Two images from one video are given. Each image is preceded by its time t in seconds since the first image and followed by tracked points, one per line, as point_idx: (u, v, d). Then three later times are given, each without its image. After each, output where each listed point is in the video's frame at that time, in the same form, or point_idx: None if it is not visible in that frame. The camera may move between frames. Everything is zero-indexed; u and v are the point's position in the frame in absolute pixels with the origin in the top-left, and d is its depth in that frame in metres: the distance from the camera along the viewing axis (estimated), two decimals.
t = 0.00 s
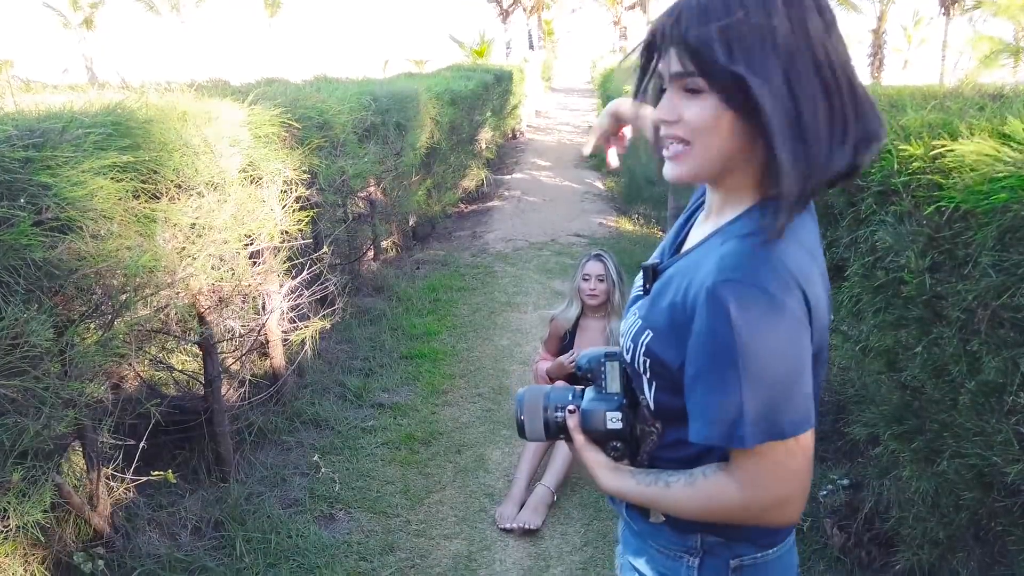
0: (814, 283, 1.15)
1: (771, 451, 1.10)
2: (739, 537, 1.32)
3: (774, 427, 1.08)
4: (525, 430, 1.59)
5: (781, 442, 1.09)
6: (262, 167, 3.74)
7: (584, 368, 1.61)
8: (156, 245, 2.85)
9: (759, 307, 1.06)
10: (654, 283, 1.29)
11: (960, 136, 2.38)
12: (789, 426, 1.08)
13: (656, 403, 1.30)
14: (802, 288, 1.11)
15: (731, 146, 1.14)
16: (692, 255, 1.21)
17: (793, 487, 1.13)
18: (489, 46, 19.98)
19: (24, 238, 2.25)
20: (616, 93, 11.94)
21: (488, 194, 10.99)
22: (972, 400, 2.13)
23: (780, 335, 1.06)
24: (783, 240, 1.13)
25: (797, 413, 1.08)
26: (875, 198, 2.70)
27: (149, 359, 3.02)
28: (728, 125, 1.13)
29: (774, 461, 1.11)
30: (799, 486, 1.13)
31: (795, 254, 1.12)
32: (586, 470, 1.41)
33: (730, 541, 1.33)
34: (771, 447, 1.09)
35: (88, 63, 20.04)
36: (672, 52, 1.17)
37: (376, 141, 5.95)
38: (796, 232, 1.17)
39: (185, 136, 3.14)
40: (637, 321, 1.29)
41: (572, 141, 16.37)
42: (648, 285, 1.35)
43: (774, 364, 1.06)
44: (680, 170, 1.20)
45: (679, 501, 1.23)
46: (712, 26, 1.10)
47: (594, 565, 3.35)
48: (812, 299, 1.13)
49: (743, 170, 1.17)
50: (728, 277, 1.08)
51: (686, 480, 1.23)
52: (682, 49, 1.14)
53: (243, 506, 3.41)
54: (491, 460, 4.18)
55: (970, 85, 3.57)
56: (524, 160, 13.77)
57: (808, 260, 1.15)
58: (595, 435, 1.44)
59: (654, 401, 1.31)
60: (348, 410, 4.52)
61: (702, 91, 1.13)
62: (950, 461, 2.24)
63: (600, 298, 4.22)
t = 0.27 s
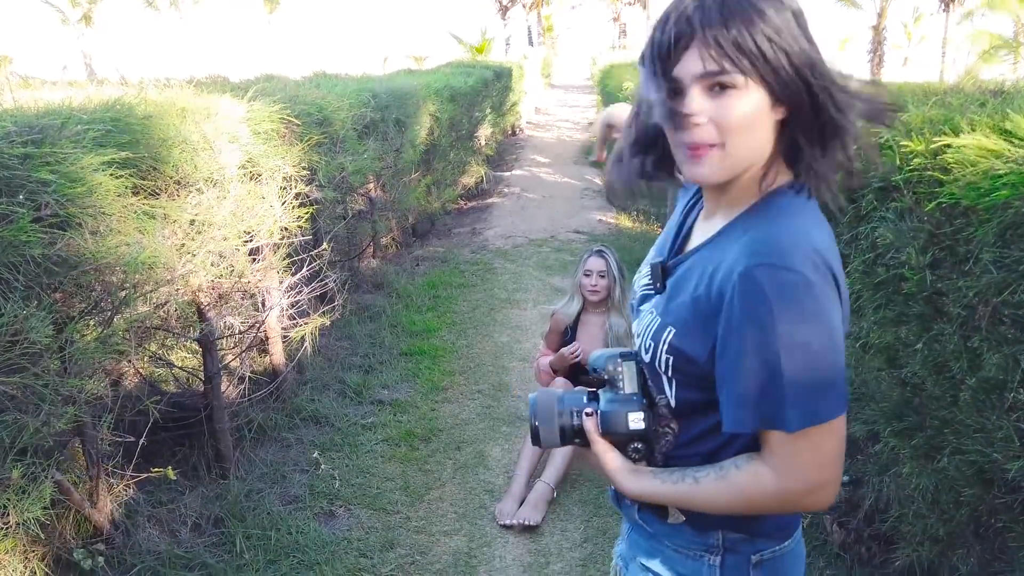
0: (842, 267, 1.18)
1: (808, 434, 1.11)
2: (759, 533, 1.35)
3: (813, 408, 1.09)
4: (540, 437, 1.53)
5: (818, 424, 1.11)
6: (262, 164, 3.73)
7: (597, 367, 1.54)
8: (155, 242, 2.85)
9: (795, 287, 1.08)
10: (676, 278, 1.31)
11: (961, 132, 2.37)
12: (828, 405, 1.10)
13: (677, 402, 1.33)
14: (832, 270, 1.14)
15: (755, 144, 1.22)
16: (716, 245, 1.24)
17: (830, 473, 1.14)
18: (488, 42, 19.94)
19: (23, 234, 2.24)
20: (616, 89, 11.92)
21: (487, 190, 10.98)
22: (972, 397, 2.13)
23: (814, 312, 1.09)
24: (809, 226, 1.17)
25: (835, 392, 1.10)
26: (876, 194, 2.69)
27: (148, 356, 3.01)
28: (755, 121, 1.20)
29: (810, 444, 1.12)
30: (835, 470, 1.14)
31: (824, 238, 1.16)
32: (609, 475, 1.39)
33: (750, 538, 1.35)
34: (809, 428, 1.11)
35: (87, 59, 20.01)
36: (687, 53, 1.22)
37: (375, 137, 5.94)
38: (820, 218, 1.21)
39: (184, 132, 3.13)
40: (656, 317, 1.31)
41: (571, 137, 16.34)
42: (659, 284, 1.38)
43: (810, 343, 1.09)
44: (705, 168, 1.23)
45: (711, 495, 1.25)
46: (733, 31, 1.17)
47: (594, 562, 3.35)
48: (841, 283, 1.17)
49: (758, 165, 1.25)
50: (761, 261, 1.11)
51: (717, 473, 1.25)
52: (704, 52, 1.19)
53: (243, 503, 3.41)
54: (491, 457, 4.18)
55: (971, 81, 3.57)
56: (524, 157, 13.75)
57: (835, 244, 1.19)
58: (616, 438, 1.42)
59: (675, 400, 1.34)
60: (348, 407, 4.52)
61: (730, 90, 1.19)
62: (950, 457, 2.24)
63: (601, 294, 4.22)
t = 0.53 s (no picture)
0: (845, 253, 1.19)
1: (810, 414, 1.12)
2: (755, 524, 1.35)
3: (816, 387, 1.10)
4: (541, 430, 1.50)
5: (821, 404, 1.11)
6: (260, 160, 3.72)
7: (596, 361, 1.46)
8: (154, 238, 2.83)
9: (799, 266, 1.10)
10: (680, 266, 1.32)
11: (961, 127, 2.36)
12: (831, 385, 1.11)
13: (681, 388, 1.34)
14: (837, 253, 1.15)
15: (753, 139, 1.25)
16: (720, 230, 1.25)
17: (832, 455, 1.14)
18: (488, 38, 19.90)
19: (20, 230, 2.23)
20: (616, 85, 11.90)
21: (487, 186, 10.97)
22: (971, 392, 2.13)
23: (818, 293, 1.10)
24: (814, 210, 1.18)
25: (838, 373, 1.11)
26: (875, 189, 2.69)
27: (147, 352, 3.01)
28: (752, 117, 1.24)
29: (812, 425, 1.13)
30: (837, 452, 1.15)
31: (827, 222, 1.17)
32: (611, 467, 1.37)
33: (747, 530, 1.35)
34: (812, 407, 1.12)
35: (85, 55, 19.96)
36: (681, 57, 1.26)
37: (374, 133, 5.93)
38: (822, 204, 1.23)
39: (183, 127, 3.12)
40: (661, 303, 1.32)
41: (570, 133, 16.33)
42: (665, 271, 1.40)
43: (814, 322, 1.10)
44: (709, 165, 1.26)
45: (712, 479, 1.25)
46: (723, 31, 1.21)
47: (593, 557, 3.36)
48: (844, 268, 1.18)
49: (757, 159, 1.28)
50: (766, 241, 1.13)
51: (718, 458, 1.25)
52: (699, 54, 1.23)
53: (242, 499, 3.42)
54: (490, 452, 4.18)
55: (970, 77, 3.56)
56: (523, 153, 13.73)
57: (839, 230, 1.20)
58: (617, 431, 1.39)
59: (679, 385, 1.35)
60: (347, 403, 4.52)
61: (728, 87, 1.23)
62: (949, 453, 2.24)
63: (602, 289, 4.22)
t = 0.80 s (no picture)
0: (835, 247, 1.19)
1: (796, 405, 1.12)
2: (746, 517, 1.35)
3: (802, 378, 1.10)
4: (537, 424, 1.54)
5: (807, 395, 1.11)
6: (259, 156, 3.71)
7: (591, 357, 1.50)
8: (151, 234, 2.82)
9: (786, 258, 1.09)
10: (671, 262, 1.32)
11: (959, 123, 2.36)
12: (817, 377, 1.10)
13: (673, 381, 1.34)
14: (824, 246, 1.15)
15: (752, 130, 1.25)
16: (710, 224, 1.25)
17: (819, 446, 1.14)
18: (487, 33, 19.86)
19: (17, 225, 2.23)
20: (615, 81, 11.89)
21: (486, 183, 10.96)
22: (969, 388, 2.13)
23: (803, 284, 1.09)
24: (803, 203, 1.18)
25: (824, 365, 1.11)
26: (874, 185, 2.68)
27: (145, 348, 3.01)
28: (753, 108, 1.23)
29: (799, 416, 1.12)
30: (825, 443, 1.14)
31: (816, 215, 1.17)
32: (605, 460, 1.39)
33: (740, 522, 1.35)
34: (798, 399, 1.11)
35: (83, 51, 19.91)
36: (691, 39, 1.25)
37: (373, 129, 5.92)
38: (812, 198, 1.22)
39: (180, 123, 3.11)
40: (652, 298, 1.32)
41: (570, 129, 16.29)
42: (658, 266, 1.39)
43: (800, 314, 1.09)
44: (705, 151, 1.26)
45: (702, 472, 1.24)
46: (736, 18, 1.20)
47: (591, 553, 3.36)
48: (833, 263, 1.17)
49: (754, 151, 1.28)
50: (753, 232, 1.13)
51: (708, 451, 1.25)
52: (709, 38, 1.22)
53: (241, 495, 3.42)
54: (489, 449, 4.18)
55: (969, 72, 3.55)
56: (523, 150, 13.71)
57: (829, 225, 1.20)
58: (610, 424, 1.41)
59: (671, 379, 1.35)
60: (345, 399, 4.52)
61: (734, 76, 1.22)
62: (947, 449, 2.24)
63: (602, 286, 4.22)
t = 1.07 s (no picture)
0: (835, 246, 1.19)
1: (789, 404, 1.12)
2: (738, 514, 1.34)
3: (796, 377, 1.10)
4: (531, 412, 1.54)
5: (800, 394, 1.11)
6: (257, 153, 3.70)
7: (590, 347, 1.49)
8: (148, 231, 2.82)
9: (785, 255, 1.09)
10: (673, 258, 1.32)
11: (958, 119, 2.35)
12: (812, 376, 1.10)
13: (670, 377, 1.34)
14: (826, 248, 1.14)
15: (749, 129, 1.24)
16: (713, 221, 1.24)
17: (810, 446, 1.14)
18: (486, 30, 19.82)
19: (13, 222, 2.22)
20: (615, 78, 11.87)
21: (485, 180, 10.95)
22: (967, 385, 2.12)
23: (803, 285, 1.09)
24: (804, 202, 1.17)
25: (819, 364, 1.11)
26: (873, 181, 2.68)
27: (143, 345, 3.00)
28: (747, 107, 1.23)
29: (791, 415, 1.12)
30: (815, 443, 1.14)
31: (816, 214, 1.16)
32: (597, 450, 1.41)
33: (731, 519, 1.35)
34: (791, 397, 1.11)
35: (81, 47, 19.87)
36: (677, 47, 1.25)
37: (371, 126, 5.90)
38: (813, 196, 1.21)
39: (177, 120, 3.10)
40: (652, 293, 1.32)
41: (570, 126, 16.27)
42: (660, 261, 1.39)
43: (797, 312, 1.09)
44: (702, 155, 1.25)
45: (693, 467, 1.25)
46: (719, 23, 1.20)
47: (589, 550, 3.36)
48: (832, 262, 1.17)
49: (752, 150, 1.27)
50: (753, 229, 1.12)
51: (700, 447, 1.25)
52: (693, 44, 1.22)
53: (239, 492, 3.42)
54: (487, 446, 4.18)
55: (969, 68, 3.55)
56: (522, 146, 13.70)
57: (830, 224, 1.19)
58: (604, 415, 1.42)
59: (668, 374, 1.34)
60: (344, 396, 4.51)
61: (723, 77, 1.22)
62: (944, 445, 2.24)
63: (601, 280, 4.22)
